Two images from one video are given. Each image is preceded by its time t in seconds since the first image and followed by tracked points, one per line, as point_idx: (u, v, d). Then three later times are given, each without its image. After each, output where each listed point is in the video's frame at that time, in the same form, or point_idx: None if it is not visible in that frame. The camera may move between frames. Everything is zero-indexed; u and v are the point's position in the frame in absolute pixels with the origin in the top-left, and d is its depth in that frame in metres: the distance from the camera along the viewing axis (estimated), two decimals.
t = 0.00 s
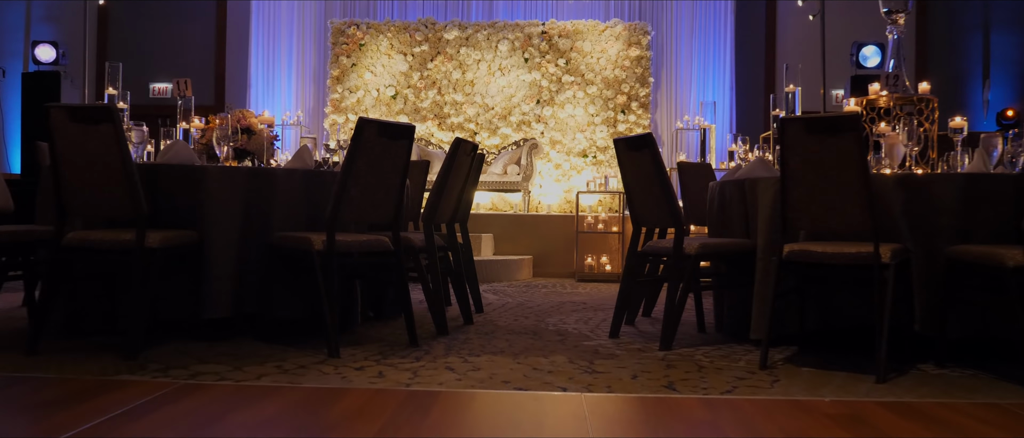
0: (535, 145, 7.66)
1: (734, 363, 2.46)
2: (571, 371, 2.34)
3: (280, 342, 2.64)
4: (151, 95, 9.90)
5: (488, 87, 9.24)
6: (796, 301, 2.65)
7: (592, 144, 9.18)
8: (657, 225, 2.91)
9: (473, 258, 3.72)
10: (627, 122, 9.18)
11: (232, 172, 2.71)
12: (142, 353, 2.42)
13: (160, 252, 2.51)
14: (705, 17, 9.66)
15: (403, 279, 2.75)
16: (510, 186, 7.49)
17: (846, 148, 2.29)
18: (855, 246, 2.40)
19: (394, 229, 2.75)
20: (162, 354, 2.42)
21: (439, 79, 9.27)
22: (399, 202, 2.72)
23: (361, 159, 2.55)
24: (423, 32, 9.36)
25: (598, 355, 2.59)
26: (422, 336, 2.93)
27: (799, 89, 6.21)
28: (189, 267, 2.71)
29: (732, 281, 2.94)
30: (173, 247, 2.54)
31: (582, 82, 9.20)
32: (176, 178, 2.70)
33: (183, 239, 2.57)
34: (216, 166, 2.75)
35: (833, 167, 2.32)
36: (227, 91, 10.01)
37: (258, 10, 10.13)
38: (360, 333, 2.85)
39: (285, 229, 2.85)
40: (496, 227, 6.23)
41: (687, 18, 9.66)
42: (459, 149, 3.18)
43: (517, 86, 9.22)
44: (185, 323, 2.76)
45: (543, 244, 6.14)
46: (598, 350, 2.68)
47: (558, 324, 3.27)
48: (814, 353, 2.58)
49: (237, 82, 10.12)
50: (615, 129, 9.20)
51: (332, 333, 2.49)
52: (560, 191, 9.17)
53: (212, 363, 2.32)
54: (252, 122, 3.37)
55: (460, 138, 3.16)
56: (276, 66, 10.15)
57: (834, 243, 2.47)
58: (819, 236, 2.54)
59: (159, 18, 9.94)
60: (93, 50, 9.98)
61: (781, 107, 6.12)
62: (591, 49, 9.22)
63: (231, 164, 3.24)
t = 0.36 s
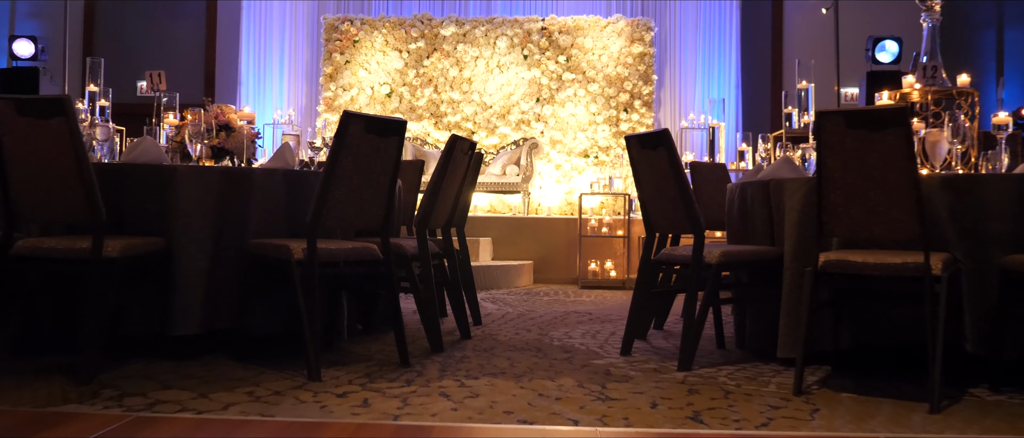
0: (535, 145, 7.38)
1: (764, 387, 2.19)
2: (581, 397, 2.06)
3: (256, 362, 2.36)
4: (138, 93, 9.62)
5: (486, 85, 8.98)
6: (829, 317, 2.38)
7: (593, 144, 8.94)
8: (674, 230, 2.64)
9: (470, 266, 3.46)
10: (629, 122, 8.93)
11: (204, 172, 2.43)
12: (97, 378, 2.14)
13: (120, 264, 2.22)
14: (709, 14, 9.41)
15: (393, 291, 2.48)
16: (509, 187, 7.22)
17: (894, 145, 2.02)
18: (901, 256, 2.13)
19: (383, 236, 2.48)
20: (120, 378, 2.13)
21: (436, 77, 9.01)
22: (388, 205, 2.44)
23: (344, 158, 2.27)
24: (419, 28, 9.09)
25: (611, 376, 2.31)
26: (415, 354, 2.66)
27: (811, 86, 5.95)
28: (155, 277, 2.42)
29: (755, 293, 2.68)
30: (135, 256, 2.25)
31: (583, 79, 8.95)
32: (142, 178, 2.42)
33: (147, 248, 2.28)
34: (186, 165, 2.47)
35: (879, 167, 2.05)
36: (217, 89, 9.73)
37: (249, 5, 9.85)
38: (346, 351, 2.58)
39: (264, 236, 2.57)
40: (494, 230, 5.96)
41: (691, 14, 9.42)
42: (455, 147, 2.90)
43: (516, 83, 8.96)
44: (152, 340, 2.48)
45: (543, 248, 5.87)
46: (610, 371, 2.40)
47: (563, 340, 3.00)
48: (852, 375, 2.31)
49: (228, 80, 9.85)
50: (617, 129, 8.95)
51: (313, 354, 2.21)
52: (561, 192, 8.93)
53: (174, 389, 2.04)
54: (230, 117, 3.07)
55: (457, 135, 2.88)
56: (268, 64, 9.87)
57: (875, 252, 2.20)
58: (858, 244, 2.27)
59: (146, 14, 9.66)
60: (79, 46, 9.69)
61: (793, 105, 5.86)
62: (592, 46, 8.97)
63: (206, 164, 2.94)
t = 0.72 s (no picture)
0: (535, 145, 7.11)
1: (801, 420, 1.93)
2: (595, 434, 1.80)
3: (227, 390, 2.10)
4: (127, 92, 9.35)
5: (484, 83, 8.72)
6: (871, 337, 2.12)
7: (594, 144, 8.70)
8: (694, 240, 2.38)
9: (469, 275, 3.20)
10: (632, 121, 8.67)
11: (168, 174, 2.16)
12: (41, 411, 1.87)
13: (69, 280, 1.94)
14: (713, 10, 9.16)
15: (382, 308, 2.22)
16: (509, 189, 6.94)
17: (954, 145, 1.76)
18: (958, 270, 1.87)
19: (370, 246, 2.21)
20: (69, 413, 1.87)
21: (433, 75, 8.75)
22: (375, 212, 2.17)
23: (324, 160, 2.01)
24: (415, 24, 8.82)
25: (627, 406, 2.05)
26: (406, 377, 2.40)
27: (824, 84, 5.70)
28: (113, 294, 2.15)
29: (784, 308, 2.42)
30: (86, 270, 1.97)
31: (585, 77, 8.69)
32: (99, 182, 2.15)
33: (100, 260, 2.01)
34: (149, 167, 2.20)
35: (937, 171, 1.78)
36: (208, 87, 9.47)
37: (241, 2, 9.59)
38: (330, 374, 2.32)
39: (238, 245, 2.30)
40: (494, 234, 5.70)
41: (695, 11, 9.17)
42: (451, 147, 2.64)
43: (515, 82, 8.70)
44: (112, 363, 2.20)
45: (545, 254, 5.61)
46: (625, 399, 2.14)
47: (570, 359, 2.74)
48: (899, 404, 2.05)
49: (219, 79, 9.59)
50: (619, 128, 8.70)
51: (290, 382, 1.95)
52: (561, 194, 8.69)
53: (127, 427, 1.77)
54: (205, 115, 2.79)
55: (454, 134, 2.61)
56: (260, 61, 9.62)
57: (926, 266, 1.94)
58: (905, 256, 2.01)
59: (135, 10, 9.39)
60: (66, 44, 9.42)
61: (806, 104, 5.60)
62: (594, 43, 8.71)
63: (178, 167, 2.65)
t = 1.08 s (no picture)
0: (536, 146, 6.87)
1: None
2: None
3: (189, 427, 1.84)
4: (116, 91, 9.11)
5: (484, 81, 8.46)
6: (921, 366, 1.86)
7: (597, 145, 8.44)
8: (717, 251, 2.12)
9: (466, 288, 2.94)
10: (636, 121, 8.42)
11: (124, 180, 1.89)
12: None
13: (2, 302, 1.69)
14: (719, 6, 8.91)
15: (364, 330, 1.96)
16: (509, 190, 6.67)
17: None
18: None
19: (353, 261, 1.96)
20: None
21: (430, 73, 8.49)
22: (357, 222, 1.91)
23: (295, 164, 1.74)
24: (413, 21, 8.58)
25: None
26: (395, 407, 2.14)
27: (840, 81, 5.43)
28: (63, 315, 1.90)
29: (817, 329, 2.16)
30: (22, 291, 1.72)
31: (588, 76, 8.44)
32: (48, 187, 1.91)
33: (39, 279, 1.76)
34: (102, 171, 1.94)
35: (1008, 173, 1.52)
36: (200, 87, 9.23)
37: None
38: (308, 404, 2.06)
39: (205, 260, 2.04)
40: (494, 239, 5.42)
41: (700, 7, 8.92)
42: (445, 150, 2.37)
43: (516, 80, 8.45)
44: (63, 393, 1.96)
45: (548, 259, 5.35)
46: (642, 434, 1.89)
47: (578, 384, 2.48)
48: None
49: (212, 78, 9.34)
50: (623, 128, 8.45)
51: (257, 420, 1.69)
52: (563, 196, 8.43)
53: None
54: (172, 112, 2.54)
55: (447, 134, 2.35)
56: (253, 60, 9.37)
57: (992, 285, 1.67)
58: (966, 272, 1.75)
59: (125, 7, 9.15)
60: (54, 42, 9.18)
61: (820, 102, 5.34)
62: (597, 40, 8.45)
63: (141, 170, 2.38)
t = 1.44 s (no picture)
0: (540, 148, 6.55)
1: None
2: None
3: None
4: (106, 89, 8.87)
5: (485, 80, 8.20)
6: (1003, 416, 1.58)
7: (601, 146, 8.16)
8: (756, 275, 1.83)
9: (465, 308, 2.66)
10: (642, 121, 8.13)
11: (64, 193, 1.61)
12: None
13: None
14: (728, 3, 8.63)
15: (347, 368, 1.68)
16: (511, 193, 6.37)
17: None
18: None
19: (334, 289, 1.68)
20: None
21: (430, 72, 8.22)
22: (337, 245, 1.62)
23: (264, 177, 1.45)
24: (411, 17, 8.29)
25: None
26: None
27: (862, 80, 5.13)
28: None
29: (870, 364, 1.89)
30: None
31: (592, 75, 8.16)
32: None
33: None
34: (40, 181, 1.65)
35: None
36: (192, 87, 8.97)
37: None
38: None
39: (163, 286, 1.75)
40: (495, 246, 5.10)
41: (708, 4, 8.64)
42: (442, 157, 2.08)
43: (518, 79, 8.17)
44: None
45: (552, 268, 5.02)
46: None
47: (591, 421, 2.20)
48: None
49: (204, 76, 9.08)
50: (628, 129, 8.17)
51: None
52: (566, 199, 8.16)
53: None
54: (135, 113, 2.26)
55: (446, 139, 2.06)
56: (246, 58, 9.11)
57: None
58: None
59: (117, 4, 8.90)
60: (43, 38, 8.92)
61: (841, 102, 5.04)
62: (602, 38, 8.18)
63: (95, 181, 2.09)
